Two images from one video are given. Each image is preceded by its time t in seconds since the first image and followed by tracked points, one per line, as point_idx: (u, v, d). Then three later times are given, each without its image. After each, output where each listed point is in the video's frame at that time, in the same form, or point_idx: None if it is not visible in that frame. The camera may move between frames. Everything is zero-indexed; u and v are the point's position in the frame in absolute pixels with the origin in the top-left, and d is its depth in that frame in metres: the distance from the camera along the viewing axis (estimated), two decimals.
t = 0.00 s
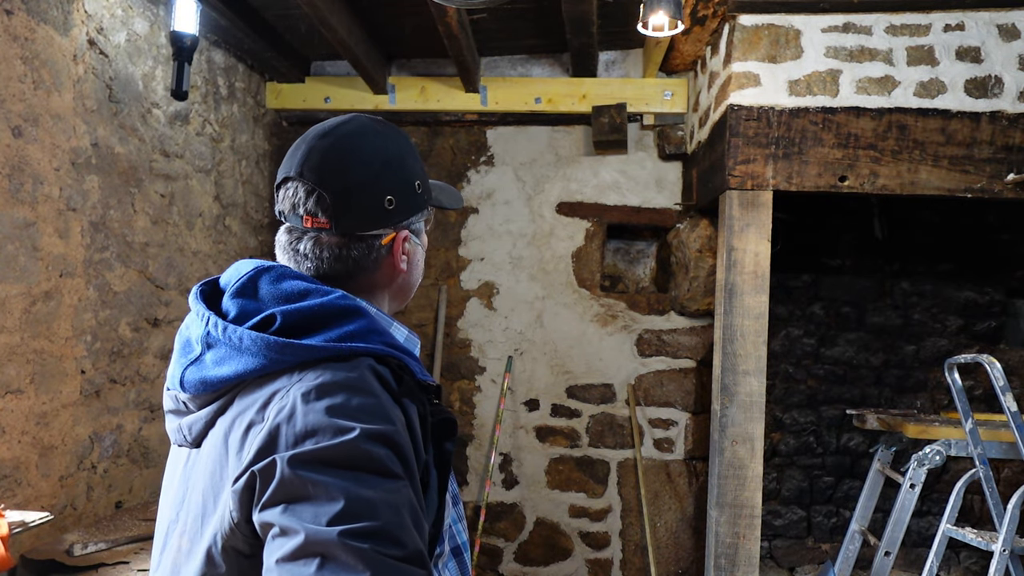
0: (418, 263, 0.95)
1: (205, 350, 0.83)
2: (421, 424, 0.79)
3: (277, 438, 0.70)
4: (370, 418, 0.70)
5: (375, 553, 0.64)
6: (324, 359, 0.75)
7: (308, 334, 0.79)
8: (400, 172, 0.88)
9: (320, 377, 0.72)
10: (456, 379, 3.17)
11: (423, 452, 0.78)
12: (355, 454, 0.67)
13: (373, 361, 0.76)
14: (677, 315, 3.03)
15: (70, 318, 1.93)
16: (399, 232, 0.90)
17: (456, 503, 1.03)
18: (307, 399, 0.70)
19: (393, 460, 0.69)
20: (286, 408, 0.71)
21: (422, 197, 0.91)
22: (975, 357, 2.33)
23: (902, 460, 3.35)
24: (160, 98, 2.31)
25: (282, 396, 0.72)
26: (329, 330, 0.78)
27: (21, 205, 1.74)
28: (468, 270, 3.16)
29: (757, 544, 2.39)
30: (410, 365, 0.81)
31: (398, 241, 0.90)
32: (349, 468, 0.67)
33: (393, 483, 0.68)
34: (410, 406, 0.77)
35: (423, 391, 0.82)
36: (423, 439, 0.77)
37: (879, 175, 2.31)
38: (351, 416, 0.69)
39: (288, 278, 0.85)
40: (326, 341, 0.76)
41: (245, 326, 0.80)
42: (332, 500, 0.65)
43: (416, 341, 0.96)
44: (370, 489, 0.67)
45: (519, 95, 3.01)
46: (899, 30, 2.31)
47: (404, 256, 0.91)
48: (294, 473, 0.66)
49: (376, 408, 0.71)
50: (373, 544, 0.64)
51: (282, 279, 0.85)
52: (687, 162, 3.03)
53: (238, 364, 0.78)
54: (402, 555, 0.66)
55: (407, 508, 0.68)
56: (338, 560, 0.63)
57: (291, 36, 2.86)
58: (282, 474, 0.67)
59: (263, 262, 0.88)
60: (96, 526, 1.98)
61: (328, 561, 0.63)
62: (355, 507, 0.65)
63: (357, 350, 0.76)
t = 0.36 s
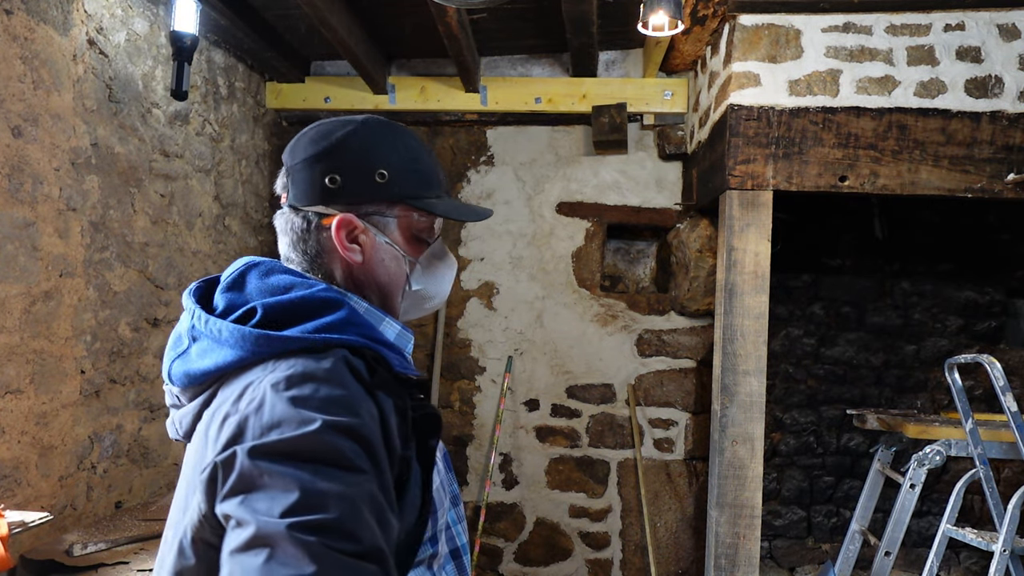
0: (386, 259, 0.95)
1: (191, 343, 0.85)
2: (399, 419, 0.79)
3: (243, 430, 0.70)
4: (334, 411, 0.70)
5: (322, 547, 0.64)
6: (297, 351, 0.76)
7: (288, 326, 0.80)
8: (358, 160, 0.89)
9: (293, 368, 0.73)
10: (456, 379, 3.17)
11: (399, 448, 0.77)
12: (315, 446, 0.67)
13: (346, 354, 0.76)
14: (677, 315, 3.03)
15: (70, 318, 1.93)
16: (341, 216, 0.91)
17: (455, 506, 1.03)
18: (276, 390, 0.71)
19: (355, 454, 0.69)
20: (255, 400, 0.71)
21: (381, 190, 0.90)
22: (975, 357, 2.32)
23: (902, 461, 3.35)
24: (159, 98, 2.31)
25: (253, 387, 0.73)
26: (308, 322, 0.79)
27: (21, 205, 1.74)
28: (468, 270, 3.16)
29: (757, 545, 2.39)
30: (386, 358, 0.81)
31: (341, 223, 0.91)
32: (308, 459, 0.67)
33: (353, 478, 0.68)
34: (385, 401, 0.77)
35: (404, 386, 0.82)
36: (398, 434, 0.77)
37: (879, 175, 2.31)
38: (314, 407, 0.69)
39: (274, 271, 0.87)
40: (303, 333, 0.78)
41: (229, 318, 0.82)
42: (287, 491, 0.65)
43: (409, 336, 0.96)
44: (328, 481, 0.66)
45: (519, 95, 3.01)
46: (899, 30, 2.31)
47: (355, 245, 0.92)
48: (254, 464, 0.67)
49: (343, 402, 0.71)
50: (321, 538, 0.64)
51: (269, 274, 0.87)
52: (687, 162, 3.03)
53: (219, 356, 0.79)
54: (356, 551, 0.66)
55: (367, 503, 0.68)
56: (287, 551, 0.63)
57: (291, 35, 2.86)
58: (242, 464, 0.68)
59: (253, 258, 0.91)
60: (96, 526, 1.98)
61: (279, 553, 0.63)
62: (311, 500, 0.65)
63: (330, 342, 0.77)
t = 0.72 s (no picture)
0: (374, 258, 0.96)
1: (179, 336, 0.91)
2: (341, 422, 0.78)
3: (176, 419, 0.73)
4: (255, 404, 0.71)
5: (194, 538, 0.62)
6: (247, 341, 0.80)
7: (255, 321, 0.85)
8: (345, 155, 0.91)
9: (237, 362, 0.76)
10: (456, 379, 3.17)
11: (337, 451, 0.76)
12: (223, 437, 0.67)
13: (289, 349, 0.78)
14: (677, 315, 3.03)
15: (70, 318, 1.93)
16: (330, 215, 0.94)
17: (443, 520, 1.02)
18: (213, 381, 0.74)
19: (264, 449, 0.68)
20: (194, 391, 0.74)
21: (366, 186, 0.90)
22: (975, 357, 2.32)
23: (902, 460, 3.35)
24: (160, 98, 2.31)
25: (200, 378, 0.77)
26: (272, 317, 0.84)
27: (21, 205, 1.74)
28: (468, 270, 3.16)
29: (757, 545, 2.39)
30: (336, 355, 0.83)
31: (329, 222, 0.94)
32: (214, 449, 0.67)
33: (256, 472, 0.67)
34: (324, 400, 0.77)
35: (357, 388, 0.82)
36: (336, 437, 0.76)
37: (879, 175, 2.31)
38: (232, 401, 0.71)
39: (259, 272, 0.95)
40: (264, 325, 0.82)
41: (209, 311, 0.89)
42: (183, 479, 0.66)
43: (396, 338, 0.97)
44: (226, 472, 0.66)
45: (519, 95, 3.01)
46: (899, 30, 2.31)
47: (343, 243, 0.94)
48: (164, 449, 0.68)
49: (267, 396, 0.72)
50: (194, 529, 0.63)
51: (258, 271, 0.96)
52: (687, 162, 3.03)
53: (194, 347, 0.84)
54: (237, 548, 0.64)
55: (266, 500, 0.66)
56: (162, 537, 0.63)
57: (291, 35, 2.86)
58: (155, 451, 0.69)
59: (248, 258, 1.01)
60: (96, 526, 1.97)
61: (155, 538, 0.63)
62: (202, 488, 0.65)
63: (276, 335, 0.80)
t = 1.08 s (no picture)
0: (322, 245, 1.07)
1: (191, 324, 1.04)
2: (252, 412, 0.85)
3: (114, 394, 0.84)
4: (163, 387, 0.79)
5: (62, 498, 0.71)
6: (198, 330, 0.90)
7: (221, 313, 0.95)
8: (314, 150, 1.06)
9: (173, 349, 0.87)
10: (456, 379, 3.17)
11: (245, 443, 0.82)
12: (125, 410, 0.78)
13: (218, 339, 0.87)
14: (677, 315, 3.03)
15: (71, 318, 1.93)
16: (297, 209, 1.10)
17: (415, 529, 1.01)
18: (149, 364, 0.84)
19: (153, 430, 0.76)
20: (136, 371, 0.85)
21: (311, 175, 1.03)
22: (975, 356, 2.32)
23: (901, 460, 3.35)
24: (160, 98, 2.31)
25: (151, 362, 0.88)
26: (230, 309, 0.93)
27: (21, 205, 1.74)
28: (468, 270, 3.16)
29: (757, 544, 2.39)
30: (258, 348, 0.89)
31: (298, 216, 1.10)
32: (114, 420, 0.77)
33: (135, 449, 0.74)
34: (237, 390, 0.84)
35: (280, 383, 0.88)
36: (242, 425, 0.83)
37: (879, 175, 2.31)
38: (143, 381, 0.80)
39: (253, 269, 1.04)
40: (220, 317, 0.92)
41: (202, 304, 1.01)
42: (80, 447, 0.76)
43: (358, 337, 1.04)
44: (110, 444, 0.74)
45: (519, 95, 3.01)
46: (899, 30, 2.31)
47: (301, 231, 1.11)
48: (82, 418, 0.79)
49: (178, 382, 0.80)
50: (61, 488, 0.71)
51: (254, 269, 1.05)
52: (686, 162, 3.03)
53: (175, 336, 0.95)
54: (93, 516, 0.71)
55: (136, 474, 0.74)
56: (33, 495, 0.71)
57: (291, 35, 2.86)
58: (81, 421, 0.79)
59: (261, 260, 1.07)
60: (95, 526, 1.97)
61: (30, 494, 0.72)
62: (83, 456, 0.73)
63: (216, 325, 0.89)
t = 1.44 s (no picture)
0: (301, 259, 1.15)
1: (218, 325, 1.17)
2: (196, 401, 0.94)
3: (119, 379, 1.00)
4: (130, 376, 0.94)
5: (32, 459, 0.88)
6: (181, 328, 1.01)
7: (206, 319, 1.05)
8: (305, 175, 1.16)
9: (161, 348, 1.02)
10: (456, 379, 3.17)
11: (189, 428, 0.93)
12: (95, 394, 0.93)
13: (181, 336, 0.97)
14: (677, 315, 3.03)
15: (70, 318, 1.93)
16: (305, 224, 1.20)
17: (369, 523, 1.04)
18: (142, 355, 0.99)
19: (108, 410, 0.90)
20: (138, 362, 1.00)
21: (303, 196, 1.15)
22: (975, 357, 2.32)
23: (902, 460, 3.35)
24: (160, 98, 2.31)
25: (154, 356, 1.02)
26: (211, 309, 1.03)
27: (21, 205, 1.74)
28: (468, 270, 3.16)
29: (757, 545, 2.39)
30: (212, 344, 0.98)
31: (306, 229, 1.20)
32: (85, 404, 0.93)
33: (87, 425, 0.89)
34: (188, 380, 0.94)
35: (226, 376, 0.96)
36: (181, 409, 0.93)
37: (879, 175, 2.31)
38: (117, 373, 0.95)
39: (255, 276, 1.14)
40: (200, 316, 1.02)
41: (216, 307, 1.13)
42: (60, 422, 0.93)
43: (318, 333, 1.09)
44: (76, 419, 0.90)
45: (519, 95, 3.01)
46: (899, 30, 2.31)
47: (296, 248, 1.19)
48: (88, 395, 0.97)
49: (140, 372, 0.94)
50: (26, 449, 0.89)
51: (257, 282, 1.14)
52: (687, 162, 3.03)
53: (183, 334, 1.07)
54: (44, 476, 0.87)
55: (83, 445, 0.88)
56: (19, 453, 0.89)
57: (291, 35, 2.86)
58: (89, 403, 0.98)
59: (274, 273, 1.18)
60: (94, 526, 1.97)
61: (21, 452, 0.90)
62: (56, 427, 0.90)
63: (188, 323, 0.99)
